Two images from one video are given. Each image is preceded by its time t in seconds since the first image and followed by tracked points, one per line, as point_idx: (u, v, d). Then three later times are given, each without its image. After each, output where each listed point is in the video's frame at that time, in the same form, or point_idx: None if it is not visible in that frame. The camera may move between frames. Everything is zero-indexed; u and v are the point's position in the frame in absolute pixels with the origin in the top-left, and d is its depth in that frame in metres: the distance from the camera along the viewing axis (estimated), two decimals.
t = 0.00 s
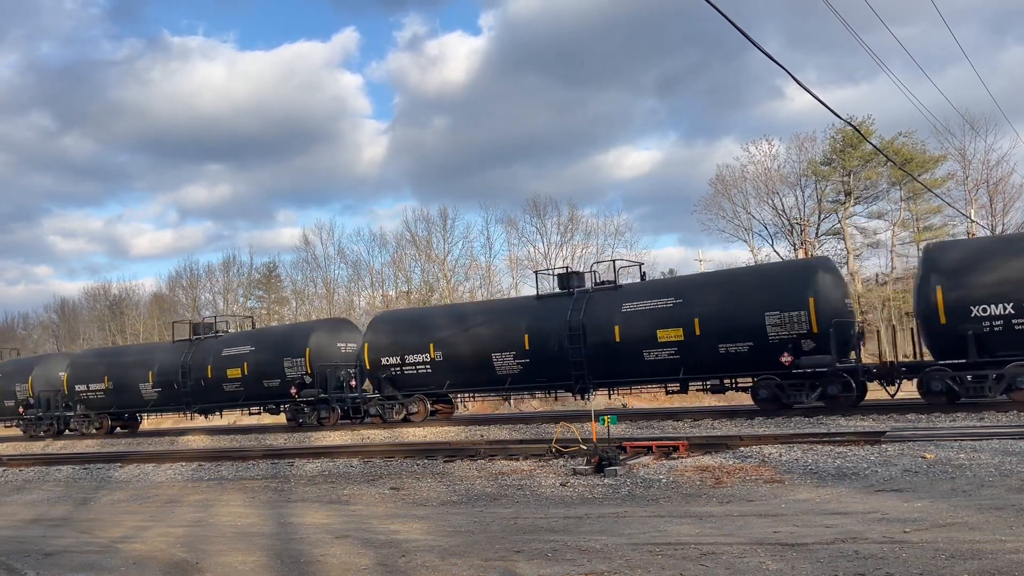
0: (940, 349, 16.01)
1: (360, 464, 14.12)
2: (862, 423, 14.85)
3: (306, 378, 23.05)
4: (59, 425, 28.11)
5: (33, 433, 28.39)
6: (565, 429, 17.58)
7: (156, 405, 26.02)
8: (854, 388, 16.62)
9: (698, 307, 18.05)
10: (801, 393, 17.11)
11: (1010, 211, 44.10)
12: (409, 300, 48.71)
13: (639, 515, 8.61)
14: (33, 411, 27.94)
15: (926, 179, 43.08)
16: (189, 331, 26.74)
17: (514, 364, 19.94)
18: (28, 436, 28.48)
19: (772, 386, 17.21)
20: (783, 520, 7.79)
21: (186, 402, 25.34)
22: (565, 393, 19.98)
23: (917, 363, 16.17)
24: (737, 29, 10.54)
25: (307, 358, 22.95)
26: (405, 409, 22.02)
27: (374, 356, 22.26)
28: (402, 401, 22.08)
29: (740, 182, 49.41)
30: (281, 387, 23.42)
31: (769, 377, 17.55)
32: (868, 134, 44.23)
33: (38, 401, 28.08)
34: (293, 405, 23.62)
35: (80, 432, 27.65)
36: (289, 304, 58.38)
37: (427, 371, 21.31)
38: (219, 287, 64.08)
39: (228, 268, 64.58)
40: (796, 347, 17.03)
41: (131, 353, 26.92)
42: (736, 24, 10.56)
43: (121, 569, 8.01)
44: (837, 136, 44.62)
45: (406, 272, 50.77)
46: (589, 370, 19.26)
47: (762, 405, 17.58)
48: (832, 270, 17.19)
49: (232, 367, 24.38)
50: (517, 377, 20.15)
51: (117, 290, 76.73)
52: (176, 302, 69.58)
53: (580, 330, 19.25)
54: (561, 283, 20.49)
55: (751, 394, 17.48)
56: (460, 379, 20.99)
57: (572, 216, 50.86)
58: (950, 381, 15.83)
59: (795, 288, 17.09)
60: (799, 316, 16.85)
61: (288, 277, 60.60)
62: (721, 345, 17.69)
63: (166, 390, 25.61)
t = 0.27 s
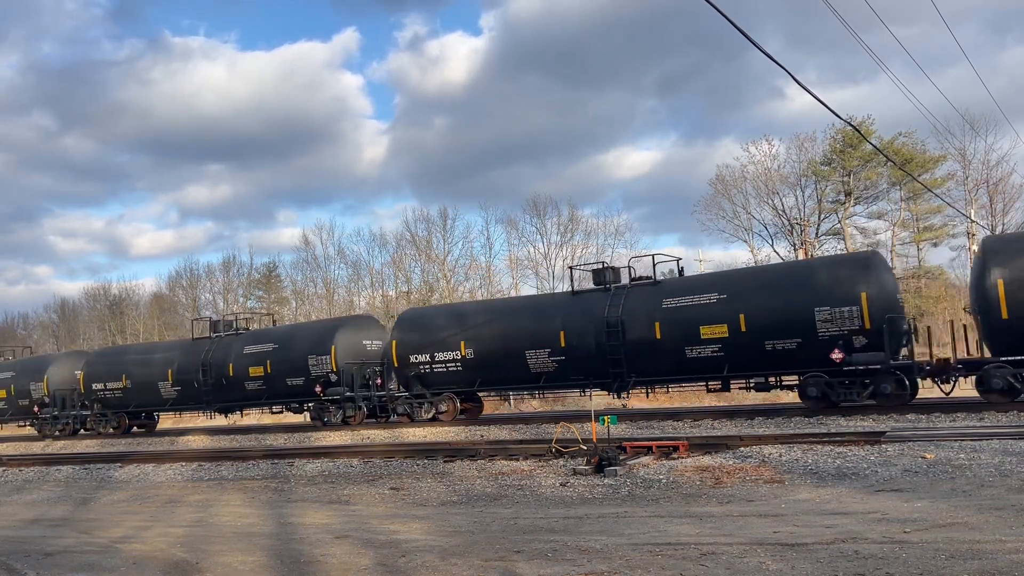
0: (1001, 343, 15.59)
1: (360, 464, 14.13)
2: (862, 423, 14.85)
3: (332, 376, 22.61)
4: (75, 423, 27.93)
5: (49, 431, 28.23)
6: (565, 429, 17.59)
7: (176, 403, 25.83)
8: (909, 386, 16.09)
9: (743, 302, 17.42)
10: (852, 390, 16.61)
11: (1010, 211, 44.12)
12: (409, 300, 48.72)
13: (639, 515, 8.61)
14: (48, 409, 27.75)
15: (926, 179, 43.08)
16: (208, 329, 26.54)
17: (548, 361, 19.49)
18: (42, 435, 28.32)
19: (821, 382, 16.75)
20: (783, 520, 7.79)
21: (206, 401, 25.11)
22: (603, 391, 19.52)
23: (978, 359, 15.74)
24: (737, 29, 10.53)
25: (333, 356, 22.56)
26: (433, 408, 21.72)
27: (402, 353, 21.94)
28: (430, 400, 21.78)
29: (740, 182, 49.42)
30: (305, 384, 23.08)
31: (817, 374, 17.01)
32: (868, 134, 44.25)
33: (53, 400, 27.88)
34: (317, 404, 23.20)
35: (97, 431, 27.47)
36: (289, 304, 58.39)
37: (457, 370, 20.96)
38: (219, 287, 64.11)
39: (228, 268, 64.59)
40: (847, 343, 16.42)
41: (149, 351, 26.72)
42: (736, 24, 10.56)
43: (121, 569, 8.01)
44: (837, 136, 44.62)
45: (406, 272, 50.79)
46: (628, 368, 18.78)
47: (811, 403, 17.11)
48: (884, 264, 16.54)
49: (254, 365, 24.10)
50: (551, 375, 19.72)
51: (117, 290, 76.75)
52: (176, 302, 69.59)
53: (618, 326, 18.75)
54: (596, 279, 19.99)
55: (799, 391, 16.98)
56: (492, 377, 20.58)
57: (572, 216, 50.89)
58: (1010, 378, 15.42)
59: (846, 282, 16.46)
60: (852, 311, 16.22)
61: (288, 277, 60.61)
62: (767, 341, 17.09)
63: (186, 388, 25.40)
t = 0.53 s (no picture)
0: None
1: (360, 464, 14.13)
2: (862, 423, 14.85)
3: (358, 374, 22.22)
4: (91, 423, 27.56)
5: (64, 430, 27.84)
6: (565, 429, 17.60)
7: (196, 402, 25.43)
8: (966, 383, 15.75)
9: (792, 298, 17.07)
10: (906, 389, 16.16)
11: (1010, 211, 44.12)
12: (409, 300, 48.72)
13: (639, 516, 8.61)
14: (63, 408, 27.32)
15: (926, 179, 43.10)
16: (229, 326, 26.13)
17: (585, 359, 19.17)
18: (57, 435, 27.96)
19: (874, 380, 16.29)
20: (783, 521, 7.79)
21: (228, 399, 24.70)
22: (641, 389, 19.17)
23: None
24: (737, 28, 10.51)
25: (360, 353, 22.19)
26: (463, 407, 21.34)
27: (432, 350, 21.63)
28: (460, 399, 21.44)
29: (740, 182, 49.41)
30: (332, 383, 22.68)
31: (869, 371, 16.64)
32: (868, 134, 44.28)
33: (68, 399, 27.43)
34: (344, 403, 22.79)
35: (114, 430, 27.11)
36: (289, 304, 58.40)
37: (490, 367, 20.65)
38: (219, 287, 64.12)
39: (228, 268, 64.58)
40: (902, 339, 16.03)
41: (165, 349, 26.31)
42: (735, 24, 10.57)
43: (121, 569, 8.01)
44: (837, 136, 44.62)
45: (406, 272, 50.79)
46: (669, 365, 18.41)
47: (860, 400, 16.68)
48: (938, 256, 16.13)
49: (278, 363, 23.66)
50: (588, 373, 19.41)
51: (117, 290, 76.81)
52: (176, 302, 69.60)
53: (659, 322, 18.40)
54: (635, 275, 19.63)
55: (849, 389, 16.59)
56: (526, 375, 20.23)
57: (572, 216, 50.96)
58: None
59: (899, 276, 16.10)
60: (907, 307, 15.82)
61: (288, 277, 60.65)
62: (818, 337, 16.74)
63: (207, 387, 25.02)
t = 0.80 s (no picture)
0: None
1: (360, 464, 14.14)
2: (863, 423, 14.85)
3: (386, 371, 21.78)
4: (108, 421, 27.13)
5: (80, 429, 27.40)
6: (565, 429, 17.59)
7: (217, 401, 24.98)
8: None
9: (842, 292, 16.47)
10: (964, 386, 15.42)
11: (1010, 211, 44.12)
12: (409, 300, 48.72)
13: (639, 516, 8.61)
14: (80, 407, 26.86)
15: (926, 179, 43.11)
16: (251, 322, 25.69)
17: (624, 356, 18.66)
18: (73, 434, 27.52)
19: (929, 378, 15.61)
20: (783, 521, 7.79)
21: (250, 398, 24.22)
22: (682, 387, 18.71)
23: None
24: (737, 28, 10.50)
25: (388, 349, 21.77)
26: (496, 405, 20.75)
27: (463, 348, 21.06)
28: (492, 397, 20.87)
29: (740, 181, 49.40)
30: (359, 381, 22.19)
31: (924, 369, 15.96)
32: (868, 134, 44.30)
33: (85, 397, 26.98)
34: (371, 401, 22.28)
35: (132, 429, 26.66)
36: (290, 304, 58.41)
37: (524, 364, 20.09)
38: (219, 287, 64.11)
39: (228, 268, 64.58)
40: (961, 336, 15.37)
41: (185, 346, 25.97)
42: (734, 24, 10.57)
43: (121, 569, 8.01)
44: (837, 136, 44.61)
45: (406, 272, 50.82)
46: (713, 362, 17.88)
47: (914, 398, 16.00)
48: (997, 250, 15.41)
49: (302, 361, 23.20)
50: (627, 370, 18.89)
51: (117, 290, 76.82)
52: (176, 302, 69.61)
53: (702, 319, 17.83)
54: (673, 271, 18.98)
55: (904, 388, 15.94)
56: (561, 372, 19.74)
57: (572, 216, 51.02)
58: None
59: (952, 270, 15.47)
60: (966, 302, 15.17)
61: (288, 277, 60.67)
62: (870, 334, 16.13)
63: (228, 385, 24.55)
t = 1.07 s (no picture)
0: None
1: (360, 464, 14.13)
2: (862, 423, 14.85)
3: (416, 368, 21.28)
4: (127, 420, 26.73)
5: (97, 429, 26.98)
6: (565, 428, 17.58)
7: (238, 400, 24.53)
8: None
9: (895, 286, 15.87)
10: None
11: (1010, 211, 44.12)
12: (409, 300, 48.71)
13: (639, 516, 8.61)
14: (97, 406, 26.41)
15: (926, 179, 43.10)
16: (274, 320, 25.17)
17: (666, 353, 18.11)
18: (90, 434, 27.08)
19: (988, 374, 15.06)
20: (783, 521, 7.79)
21: (273, 397, 23.75)
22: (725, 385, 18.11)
23: None
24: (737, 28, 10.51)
25: (417, 346, 21.25)
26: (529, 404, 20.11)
27: (496, 345, 20.50)
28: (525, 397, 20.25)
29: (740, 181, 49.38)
30: (387, 379, 21.72)
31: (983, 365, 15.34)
32: (868, 134, 44.29)
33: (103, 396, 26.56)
34: (400, 400, 21.80)
35: (151, 429, 26.22)
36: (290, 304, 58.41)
37: (559, 361, 19.53)
38: (219, 286, 64.12)
39: (228, 268, 64.58)
40: None
41: (204, 345, 25.59)
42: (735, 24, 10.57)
43: (121, 569, 8.01)
44: (837, 136, 44.61)
45: (406, 272, 50.84)
46: (759, 359, 17.29)
47: (973, 396, 15.40)
48: None
49: (328, 358, 22.71)
50: (668, 368, 18.33)
51: (117, 290, 76.81)
52: (176, 302, 69.62)
53: (748, 315, 17.28)
54: (715, 264, 18.44)
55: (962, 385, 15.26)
56: (598, 370, 19.20)
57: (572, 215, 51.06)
58: None
59: (1003, 260, 14.99)
60: None
61: (288, 277, 60.69)
62: (927, 329, 15.52)
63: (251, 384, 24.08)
